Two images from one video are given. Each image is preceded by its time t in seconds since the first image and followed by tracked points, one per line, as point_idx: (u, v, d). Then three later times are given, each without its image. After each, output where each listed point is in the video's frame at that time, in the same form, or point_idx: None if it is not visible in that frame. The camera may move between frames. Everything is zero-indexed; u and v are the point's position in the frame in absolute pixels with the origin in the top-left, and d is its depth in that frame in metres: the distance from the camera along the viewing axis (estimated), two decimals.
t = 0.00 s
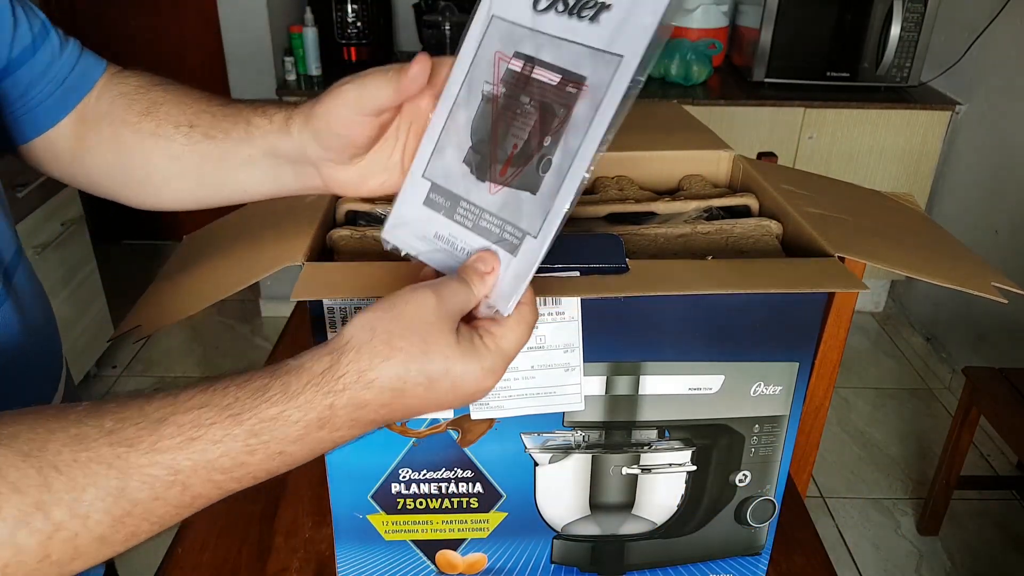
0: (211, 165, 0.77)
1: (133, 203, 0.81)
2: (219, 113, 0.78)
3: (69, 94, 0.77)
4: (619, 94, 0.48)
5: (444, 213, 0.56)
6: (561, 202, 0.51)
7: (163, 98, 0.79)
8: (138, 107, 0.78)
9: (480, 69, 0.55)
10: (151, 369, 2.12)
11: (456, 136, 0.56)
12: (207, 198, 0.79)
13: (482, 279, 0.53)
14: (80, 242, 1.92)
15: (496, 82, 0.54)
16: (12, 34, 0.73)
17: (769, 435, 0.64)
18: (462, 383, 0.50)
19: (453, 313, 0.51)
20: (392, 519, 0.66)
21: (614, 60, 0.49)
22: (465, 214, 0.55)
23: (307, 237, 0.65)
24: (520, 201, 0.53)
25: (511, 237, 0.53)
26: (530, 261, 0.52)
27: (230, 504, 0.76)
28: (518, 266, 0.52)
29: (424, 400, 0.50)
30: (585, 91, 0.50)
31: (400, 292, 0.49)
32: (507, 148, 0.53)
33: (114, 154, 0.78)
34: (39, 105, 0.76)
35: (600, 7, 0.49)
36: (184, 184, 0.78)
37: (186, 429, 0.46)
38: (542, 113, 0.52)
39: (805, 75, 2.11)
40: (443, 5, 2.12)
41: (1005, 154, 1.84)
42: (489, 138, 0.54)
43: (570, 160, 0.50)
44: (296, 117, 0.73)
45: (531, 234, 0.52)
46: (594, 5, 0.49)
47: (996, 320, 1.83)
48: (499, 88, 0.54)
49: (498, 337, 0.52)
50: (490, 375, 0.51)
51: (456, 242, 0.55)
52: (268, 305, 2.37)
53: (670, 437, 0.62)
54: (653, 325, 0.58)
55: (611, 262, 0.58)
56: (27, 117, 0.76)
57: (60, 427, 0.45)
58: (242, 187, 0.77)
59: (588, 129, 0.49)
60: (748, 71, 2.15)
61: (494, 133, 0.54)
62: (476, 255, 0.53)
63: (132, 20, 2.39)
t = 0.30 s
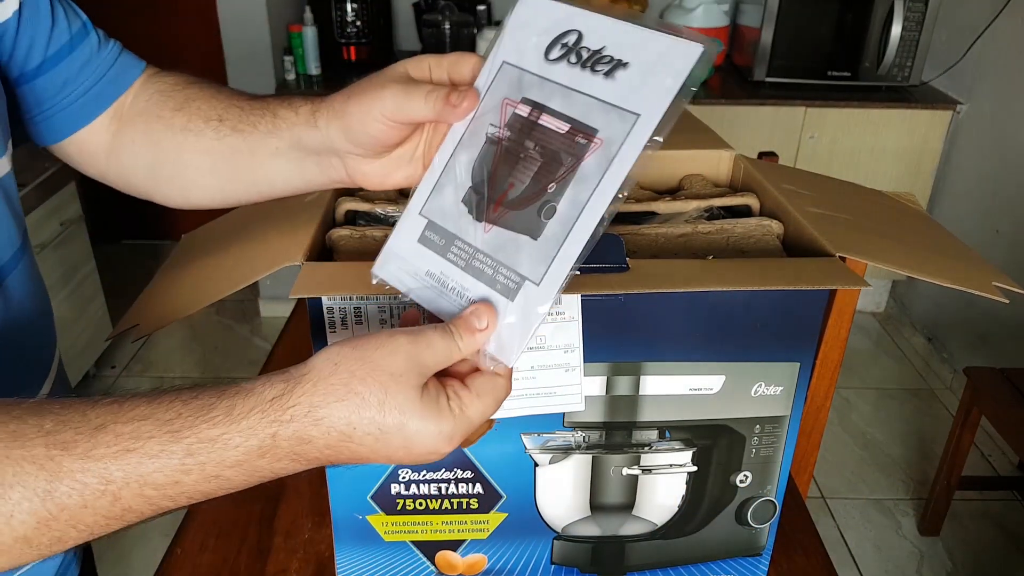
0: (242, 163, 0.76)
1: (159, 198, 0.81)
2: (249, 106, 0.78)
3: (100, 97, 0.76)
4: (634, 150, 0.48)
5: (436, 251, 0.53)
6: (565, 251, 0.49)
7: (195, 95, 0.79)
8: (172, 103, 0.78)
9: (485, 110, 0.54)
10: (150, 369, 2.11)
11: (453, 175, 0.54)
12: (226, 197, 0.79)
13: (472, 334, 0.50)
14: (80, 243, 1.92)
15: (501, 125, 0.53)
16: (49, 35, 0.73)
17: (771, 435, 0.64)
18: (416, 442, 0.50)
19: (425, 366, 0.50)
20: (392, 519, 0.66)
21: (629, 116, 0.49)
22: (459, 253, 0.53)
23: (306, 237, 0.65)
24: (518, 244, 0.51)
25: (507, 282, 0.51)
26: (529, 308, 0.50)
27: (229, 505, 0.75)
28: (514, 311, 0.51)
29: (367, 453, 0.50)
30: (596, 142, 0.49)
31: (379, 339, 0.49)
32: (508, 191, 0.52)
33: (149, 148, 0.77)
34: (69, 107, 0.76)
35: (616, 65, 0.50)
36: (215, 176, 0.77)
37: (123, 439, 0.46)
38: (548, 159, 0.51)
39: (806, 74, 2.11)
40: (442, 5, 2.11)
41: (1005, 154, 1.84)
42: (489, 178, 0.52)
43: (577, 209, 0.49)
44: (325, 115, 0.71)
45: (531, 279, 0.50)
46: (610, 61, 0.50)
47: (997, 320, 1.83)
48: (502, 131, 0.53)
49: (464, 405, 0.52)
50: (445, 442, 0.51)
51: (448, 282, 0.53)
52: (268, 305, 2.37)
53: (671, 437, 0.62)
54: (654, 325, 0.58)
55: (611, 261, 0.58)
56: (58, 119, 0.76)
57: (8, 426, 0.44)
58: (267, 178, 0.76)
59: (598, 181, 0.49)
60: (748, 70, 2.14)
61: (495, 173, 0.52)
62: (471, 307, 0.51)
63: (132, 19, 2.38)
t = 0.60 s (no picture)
0: (228, 149, 0.77)
1: (149, 194, 0.81)
2: (234, 92, 0.78)
3: (82, 91, 0.77)
4: (637, 147, 0.48)
5: (440, 263, 0.53)
6: (574, 255, 0.49)
7: (178, 83, 0.79)
8: (155, 94, 0.78)
9: (476, 113, 0.52)
10: (150, 368, 2.11)
11: (449, 183, 0.53)
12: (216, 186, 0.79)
13: (485, 353, 0.49)
14: (80, 243, 1.92)
15: (494, 127, 0.52)
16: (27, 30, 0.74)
17: (771, 435, 0.64)
18: (438, 457, 0.49)
19: (446, 381, 0.49)
20: (392, 519, 0.66)
21: (630, 111, 0.48)
22: (464, 264, 0.52)
23: (307, 237, 0.65)
24: (525, 250, 0.50)
25: (517, 288, 0.50)
26: (545, 314, 0.50)
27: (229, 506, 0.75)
28: (528, 318, 0.50)
29: (388, 470, 0.50)
30: (598, 141, 0.49)
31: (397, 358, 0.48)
32: (509, 197, 0.51)
33: (134, 141, 0.78)
34: (51, 102, 0.76)
35: (609, 58, 0.49)
36: (203, 172, 0.78)
37: (137, 464, 0.45)
38: (548, 161, 0.50)
39: (805, 74, 2.11)
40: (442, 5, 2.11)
41: (1005, 154, 1.84)
42: (487, 185, 0.51)
43: (583, 212, 0.49)
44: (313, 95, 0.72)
45: (543, 285, 0.50)
46: (602, 55, 0.49)
47: (997, 320, 1.83)
48: (496, 135, 0.52)
49: (483, 416, 0.51)
50: (468, 455, 0.50)
51: (454, 294, 0.52)
52: (268, 305, 2.37)
53: (672, 437, 0.62)
54: (654, 324, 0.58)
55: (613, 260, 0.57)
56: (42, 115, 0.76)
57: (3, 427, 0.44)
58: (258, 165, 0.77)
59: (603, 180, 0.48)
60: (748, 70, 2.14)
61: (494, 179, 0.51)
62: (487, 327, 0.50)
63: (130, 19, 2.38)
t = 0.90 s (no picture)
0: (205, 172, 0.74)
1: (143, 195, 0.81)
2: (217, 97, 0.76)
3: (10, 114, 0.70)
4: (676, 182, 0.47)
5: (465, 314, 0.52)
6: (612, 299, 0.48)
7: (126, 104, 0.75)
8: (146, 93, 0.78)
9: (497, 158, 0.53)
10: (150, 369, 2.11)
11: (470, 232, 0.53)
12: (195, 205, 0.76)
13: (531, 416, 0.49)
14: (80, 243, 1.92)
15: (515, 172, 0.52)
16: None
17: (770, 435, 0.64)
18: (507, 549, 0.47)
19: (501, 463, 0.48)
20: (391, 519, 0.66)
21: (662, 148, 0.48)
22: (491, 315, 0.51)
23: (306, 237, 0.65)
24: (560, 297, 0.50)
25: (551, 338, 0.50)
26: (585, 365, 0.49)
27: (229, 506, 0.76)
28: (569, 372, 0.49)
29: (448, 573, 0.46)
30: (630, 182, 0.48)
31: (449, 443, 0.45)
32: (537, 242, 0.51)
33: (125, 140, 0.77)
34: None
35: (634, 94, 0.49)
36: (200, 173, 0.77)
37: None
38: (576, 204, 0.50)
39: (806, 75, 2.11)
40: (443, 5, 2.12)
41: (1005, 154, 1.84)
42: (513, 231, 0.51)
43: (620, 255, 0.48)
44: (311, 111, 0.70)
45: (583, 336, 0.49)
46: (626, 91, 0.49)
47: (997, 320, 1.83)
48: (517, 179, 0.52)
49: (545, 497, 0.50)
50: (537, 542, 0.48)
51: (484, 346, 0.52)
52: (268, 305, 2.37)
53: (671, 437, 0.62)
54: (653, 324, 0.58)
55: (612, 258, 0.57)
56: None
57: None
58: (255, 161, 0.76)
59: (638, 224, 0.48)
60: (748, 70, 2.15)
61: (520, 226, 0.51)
62: (522, 385, 0.50)
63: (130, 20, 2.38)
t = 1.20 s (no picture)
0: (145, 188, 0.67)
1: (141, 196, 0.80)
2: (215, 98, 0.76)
3: None
4: (722, 181, 0.48)
5: (495, 344, 0.53)
6: (663, 312, 0.49)
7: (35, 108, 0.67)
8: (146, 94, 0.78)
9: (513, 172, 0.54)
10: (150, 369, 2.11)
11: (491, 252, 0.53)
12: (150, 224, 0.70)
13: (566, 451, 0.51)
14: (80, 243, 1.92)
15: (535, 184, 0.53)
16: None
17: (770, 435, 0.64)
18: None
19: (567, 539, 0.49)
20: (392, 519, 0.66)
21: (704, 148, 0.49)
22: (524, 341, 0.52)
23: (306, 237, 0.65)
24: (603, 314, 0.50)
25: (595, 359, 0.50)
26: (636, 382, 0.49)
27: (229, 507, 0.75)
28: (620, 389, 0.50)
29: None
30: (668, 184, 0.49)
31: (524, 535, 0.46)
32: (569, 259, 0.51)
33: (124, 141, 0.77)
34: None
35: (664, 94, 0.50)
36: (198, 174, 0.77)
37: None
38: (610, 213, 0.51)
39: (806, 75, 2.11)
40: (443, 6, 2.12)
41: (1005, 154, 1.83)
42: (540, 248, 0.52)
43: (669, 263, 0.49)
44: (283, 121, 0.66)
45: (634, 353, 0.49)
46: (653, 92, 0.50)
47: (997, 320, 1.83)
48: (538, 191, 0.53)
49: (614, 552, 0.55)
50: None
51: (517, 374, 0.52)
52: (268, 305, 2.37)
53: (671, 437, 0.62)
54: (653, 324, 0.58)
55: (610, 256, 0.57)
56: None
57: None
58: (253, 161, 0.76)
59: (683, 228, 0.49)
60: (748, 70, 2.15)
61: (549, 241, 0.52)
62: (545, 423, 0.51)
63: (132, 20, 2.39)
